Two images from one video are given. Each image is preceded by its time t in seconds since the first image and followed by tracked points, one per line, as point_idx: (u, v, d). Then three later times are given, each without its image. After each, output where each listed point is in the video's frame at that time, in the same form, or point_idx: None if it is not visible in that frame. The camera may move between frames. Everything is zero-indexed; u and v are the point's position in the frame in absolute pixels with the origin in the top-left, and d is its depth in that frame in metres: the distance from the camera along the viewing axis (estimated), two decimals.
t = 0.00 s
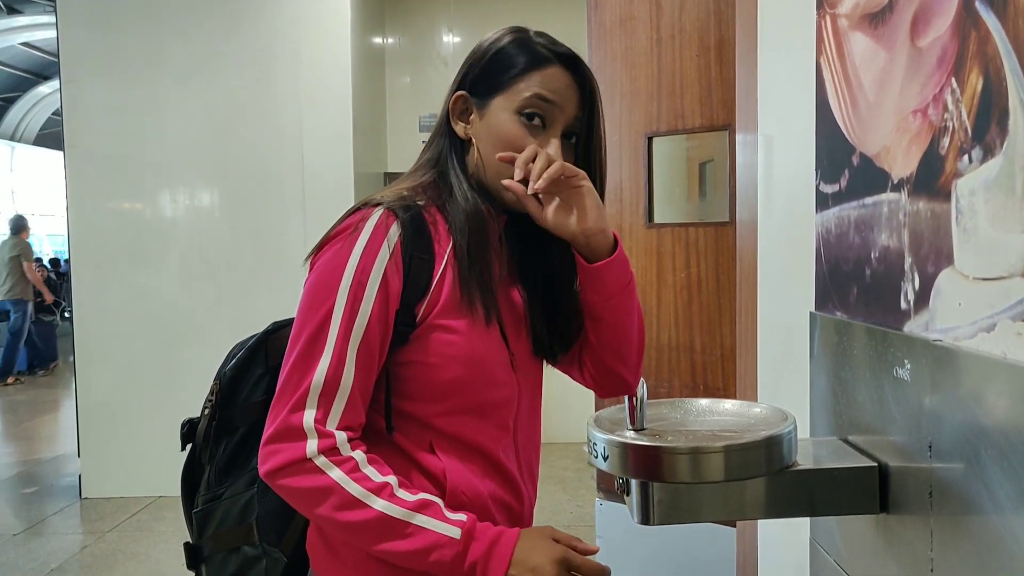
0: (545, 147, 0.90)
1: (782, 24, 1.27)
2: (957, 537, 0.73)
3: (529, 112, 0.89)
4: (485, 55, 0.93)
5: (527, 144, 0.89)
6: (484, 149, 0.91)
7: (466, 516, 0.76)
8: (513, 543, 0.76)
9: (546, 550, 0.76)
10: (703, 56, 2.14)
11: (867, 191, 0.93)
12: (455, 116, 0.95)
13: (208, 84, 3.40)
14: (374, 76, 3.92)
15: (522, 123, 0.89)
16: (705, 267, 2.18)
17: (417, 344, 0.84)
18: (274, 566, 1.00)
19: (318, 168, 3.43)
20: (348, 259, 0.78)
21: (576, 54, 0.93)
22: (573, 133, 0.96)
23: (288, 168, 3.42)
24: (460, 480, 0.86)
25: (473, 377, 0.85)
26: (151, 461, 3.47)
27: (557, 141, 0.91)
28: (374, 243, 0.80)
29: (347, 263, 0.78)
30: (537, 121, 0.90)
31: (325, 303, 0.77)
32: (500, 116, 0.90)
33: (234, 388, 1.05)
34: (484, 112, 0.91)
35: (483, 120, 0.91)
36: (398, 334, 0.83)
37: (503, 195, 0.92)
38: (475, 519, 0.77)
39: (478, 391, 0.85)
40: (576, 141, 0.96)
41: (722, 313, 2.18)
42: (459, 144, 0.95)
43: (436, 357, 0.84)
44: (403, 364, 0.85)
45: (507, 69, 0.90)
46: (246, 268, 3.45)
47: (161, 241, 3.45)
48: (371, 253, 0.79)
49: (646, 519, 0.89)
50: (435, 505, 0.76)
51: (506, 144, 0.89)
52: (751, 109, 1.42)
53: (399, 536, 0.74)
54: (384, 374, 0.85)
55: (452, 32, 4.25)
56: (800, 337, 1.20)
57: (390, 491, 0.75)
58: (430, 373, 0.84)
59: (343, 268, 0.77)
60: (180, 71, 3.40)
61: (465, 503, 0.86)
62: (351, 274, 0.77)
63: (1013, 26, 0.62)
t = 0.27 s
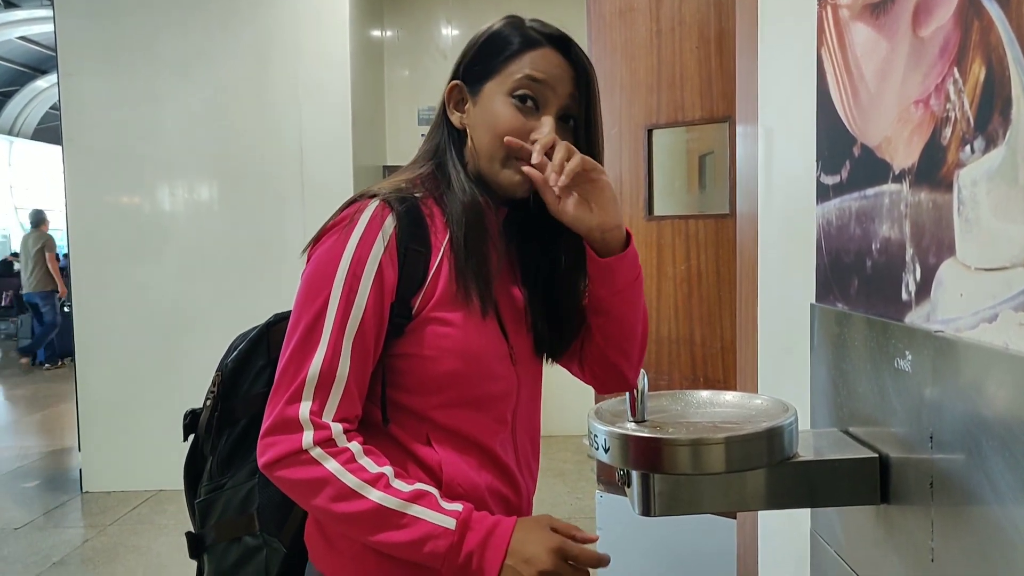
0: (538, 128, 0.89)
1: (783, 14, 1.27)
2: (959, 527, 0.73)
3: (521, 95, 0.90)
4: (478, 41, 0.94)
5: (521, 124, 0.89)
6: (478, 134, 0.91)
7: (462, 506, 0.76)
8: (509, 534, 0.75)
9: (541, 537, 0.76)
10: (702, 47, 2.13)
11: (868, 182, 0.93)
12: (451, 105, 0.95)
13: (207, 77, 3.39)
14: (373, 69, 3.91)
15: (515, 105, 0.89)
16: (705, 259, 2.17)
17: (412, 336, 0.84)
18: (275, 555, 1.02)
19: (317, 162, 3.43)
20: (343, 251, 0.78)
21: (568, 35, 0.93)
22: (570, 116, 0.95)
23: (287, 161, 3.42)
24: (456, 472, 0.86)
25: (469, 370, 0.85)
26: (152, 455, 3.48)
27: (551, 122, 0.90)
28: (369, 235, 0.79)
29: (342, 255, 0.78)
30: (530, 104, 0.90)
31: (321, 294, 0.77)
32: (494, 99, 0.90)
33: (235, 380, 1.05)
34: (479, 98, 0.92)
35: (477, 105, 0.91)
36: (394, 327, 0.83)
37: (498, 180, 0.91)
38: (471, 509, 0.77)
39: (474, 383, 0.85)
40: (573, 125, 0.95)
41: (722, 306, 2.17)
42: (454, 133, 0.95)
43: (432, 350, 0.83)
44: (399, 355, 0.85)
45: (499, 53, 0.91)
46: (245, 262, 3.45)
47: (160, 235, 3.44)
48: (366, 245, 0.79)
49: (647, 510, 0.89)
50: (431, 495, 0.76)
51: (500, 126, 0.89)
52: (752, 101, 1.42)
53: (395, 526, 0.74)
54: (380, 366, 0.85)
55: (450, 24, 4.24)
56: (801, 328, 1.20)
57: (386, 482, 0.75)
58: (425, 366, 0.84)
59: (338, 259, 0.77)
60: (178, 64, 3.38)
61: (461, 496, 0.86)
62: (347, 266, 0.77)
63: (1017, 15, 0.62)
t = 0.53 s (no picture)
0: (531, 109, 0.88)
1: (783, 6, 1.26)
2: (957, 519, 0.73)
3: (514, 76, 0.89)
4: (471, 27, 0.93)
5: (514, 105, 0.88)
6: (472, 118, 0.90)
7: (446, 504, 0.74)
8: (491, 529, 0.72)
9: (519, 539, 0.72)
10: (702, 39, 2.12)
11: (867, 174, 0.93)
12: (445, 93, 0.94)
13: (204, 68, 3.37)
14: (371, 60, 3.89)
15: (508, 87, 0.89)
16: (703, 252, 2.17)
17: (407, 330, 0.83)
18: (271, 548, 1.01)
19: (315, 155, 3.42)
20: (334, 246, 0.77)
21: (561, 16, 0.92)
22: (566, 98, 0.94)
23: (285, 154, 3.41)
24: (450, 466, 0.85)
25: (463, 364, 0.84)
26: (150, 447, 3.48)
27: (545, 102, 0.89)
28: (362, 228, 0.79)
29: (333, 249, 0.77)
30: (523, 85, 0.89)
31: (313, 288, 0.76)
32: (486, 82, 0.89)
33: (235, 370, 1.04)
34: (472, 83, 0.91)
35: (470, 89, 0.91)
36: (387, 320, 0.82)
37: (493, 164, 0.89)
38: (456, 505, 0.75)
39: (468, 377, 0.85)
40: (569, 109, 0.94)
41: (721, 300, 2.17)
42: (449, 120, 0.94)
43: (426, 344, 0.83)
44: (393, 349, 0.84)
45: (493, 35, 0.91)
46: (242, 255, 3.44)
47: (157, 227, 3.43)
48: (358, 239, 0.78)
49: (646, 502, 0.90)
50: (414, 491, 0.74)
51: (491, 107, 0.88)
52: (751, 93, 1.42)
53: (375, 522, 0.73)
54: (373, 359, 0.85)
55: (449, 16, 4.22)
56: (800, 321, 1.20)
57: (370, 477, 0.74)
58: (420, 359, 0.84)
59: (329, 254, 0.77)
60: (175, 55, 3.37)
61: (455, 490, 0.85)
62: (338, 260, 0.77)
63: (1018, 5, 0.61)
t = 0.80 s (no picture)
0: (539, 102, 0.87)
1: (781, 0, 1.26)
2: (959, 513, 0.72)
3: (520, 70, 0.88)
4: (473, 21, 0.93)
5: (521, 99, 0.87)
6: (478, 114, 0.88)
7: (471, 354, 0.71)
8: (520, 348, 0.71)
9: (565, 333, 0.71)
10: (700, 34, 2.11)
11: (867, 168, 0.93)
12: (447, 90, 0.92)
13: (201, 65, 3.36)
14: (368, 58, 3.88)
15: (514, 81, 0.88)
16: (702, 248, 2.17)
17: (403, 325, 0.80)
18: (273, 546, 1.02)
19: (313, 152, 3.41)
20: (326, 238, 0.74)
21: (565, 8, 0.92)
22: (571, 92, 0.94)
23: (282, 151, 3.40)
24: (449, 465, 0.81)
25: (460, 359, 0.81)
26: (149, 445, 3.48)
27: (553, 94, 0.88)
28: (353, 219, 0.75)
29: (327, 240, 0.74)
30: (530, 78, 0.89)
31: (309, 277, 0.73)
32: (491, 77, 0.88)
33: (235, 368, 1.03)
34: (477, 78, 0.90)
35: (474, 85, 0.89)
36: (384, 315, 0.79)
37: (500, 159, 0.88)
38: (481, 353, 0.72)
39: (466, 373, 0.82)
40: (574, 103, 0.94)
41: (720, 295, 2.17)
42: (451, 118, 0.91)
43: (423, 341, 0.80)
44: (388, 346, 0.80)
45: (498, 27, 0.90)
46: (240, 252, 3.44)
47: (155, 225, 3.43)
48: (351, 228, 0.75)
49: (648, 498, 0.90)
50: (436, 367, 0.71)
51: (499, 103, 0.87)
52: (750, 88, 1.41)
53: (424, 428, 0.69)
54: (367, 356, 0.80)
55: (446, 13, 4.21)
56: (800, 316, 1.20)
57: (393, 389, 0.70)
58: (416, 356, 0.80)
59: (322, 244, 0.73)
60: (172, 52, 3.36)
61: (454, 489, 0.81)
62: (332, 246, 0.73)
63: None
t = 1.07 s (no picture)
0: (536, 115, 0.85)
1: None
2: (963, 514, 0.72)
3: (518, 80, 0.87)
4: (472, 24, 0.92)
5: (517, 111, 0.86)
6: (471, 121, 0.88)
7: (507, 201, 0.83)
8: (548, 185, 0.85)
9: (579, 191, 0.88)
10: (699, 33, 2.11)
11: (868, 166, 0.92)
12: (441, 92, 0.92)
13: (200, 65, 3.36)
14: (367, 58, 3.88)
15: (510, 91, 0.87)
16: (702, 247, 2.17)
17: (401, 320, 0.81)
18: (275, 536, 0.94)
19: (312, 152, 3.41)
20: (359, 204, 0.77)
21: (567, 14, 0.91)
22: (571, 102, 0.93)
23: (281, 151, 3.40)
24: (438, 467, 0.81)
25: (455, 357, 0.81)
26: (149, 446, 3.48)
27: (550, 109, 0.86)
28: (378, 193, 0.79)
29: (362, 205, 0.77)
30: (527, 88, 0.87)
31: (360, 228, 0.75)
32: (487, 86, 0.87)
33: (240, 360, 1.02)
34: (473, 84, 0.89)
35: (471, 92, 0.89)
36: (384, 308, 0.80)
37: (492, 171, 0.88)
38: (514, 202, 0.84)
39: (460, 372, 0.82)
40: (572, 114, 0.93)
41: (720, 295, 2.16)
42: (444, 122, 0.91)
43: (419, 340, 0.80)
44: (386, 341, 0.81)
45: (497, 32, 0.89)
46: (240, 253, 3.43)
47: (154, 226, 3.42)
48: (379, 198, 0.78)
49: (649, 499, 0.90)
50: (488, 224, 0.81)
51: (495, 114, 0.86)
52: (750, 87, 1.41)
53: (512, 248, 0.75)
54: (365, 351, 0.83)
55: (446, 13, 4.21)
56: (800, 316, 1.19)
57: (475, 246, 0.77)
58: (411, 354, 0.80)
59: (360, 207, 0.77)
60: (170, 52, 3.35)
61: (442, 488, 0.81)
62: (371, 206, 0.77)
63: None
